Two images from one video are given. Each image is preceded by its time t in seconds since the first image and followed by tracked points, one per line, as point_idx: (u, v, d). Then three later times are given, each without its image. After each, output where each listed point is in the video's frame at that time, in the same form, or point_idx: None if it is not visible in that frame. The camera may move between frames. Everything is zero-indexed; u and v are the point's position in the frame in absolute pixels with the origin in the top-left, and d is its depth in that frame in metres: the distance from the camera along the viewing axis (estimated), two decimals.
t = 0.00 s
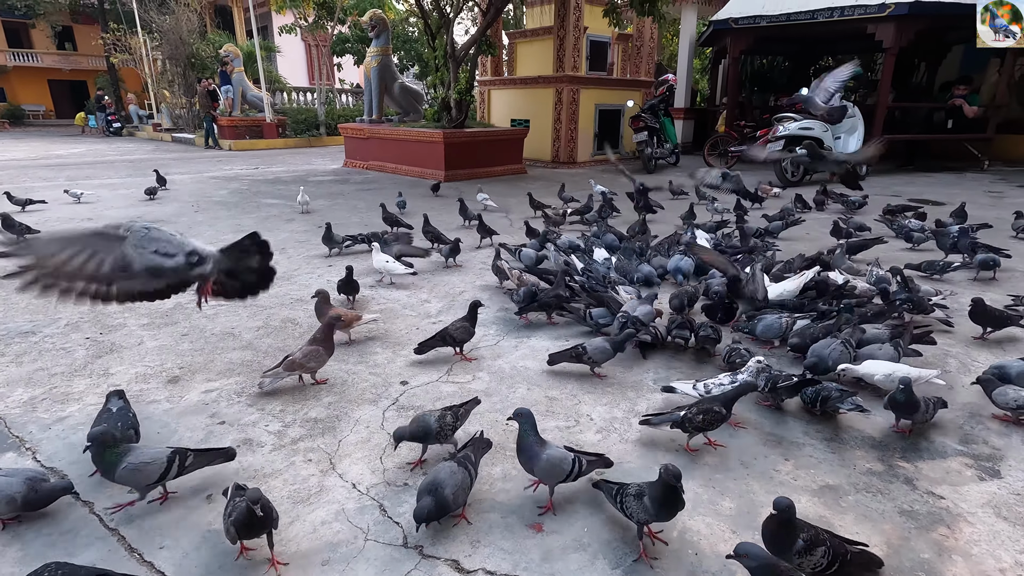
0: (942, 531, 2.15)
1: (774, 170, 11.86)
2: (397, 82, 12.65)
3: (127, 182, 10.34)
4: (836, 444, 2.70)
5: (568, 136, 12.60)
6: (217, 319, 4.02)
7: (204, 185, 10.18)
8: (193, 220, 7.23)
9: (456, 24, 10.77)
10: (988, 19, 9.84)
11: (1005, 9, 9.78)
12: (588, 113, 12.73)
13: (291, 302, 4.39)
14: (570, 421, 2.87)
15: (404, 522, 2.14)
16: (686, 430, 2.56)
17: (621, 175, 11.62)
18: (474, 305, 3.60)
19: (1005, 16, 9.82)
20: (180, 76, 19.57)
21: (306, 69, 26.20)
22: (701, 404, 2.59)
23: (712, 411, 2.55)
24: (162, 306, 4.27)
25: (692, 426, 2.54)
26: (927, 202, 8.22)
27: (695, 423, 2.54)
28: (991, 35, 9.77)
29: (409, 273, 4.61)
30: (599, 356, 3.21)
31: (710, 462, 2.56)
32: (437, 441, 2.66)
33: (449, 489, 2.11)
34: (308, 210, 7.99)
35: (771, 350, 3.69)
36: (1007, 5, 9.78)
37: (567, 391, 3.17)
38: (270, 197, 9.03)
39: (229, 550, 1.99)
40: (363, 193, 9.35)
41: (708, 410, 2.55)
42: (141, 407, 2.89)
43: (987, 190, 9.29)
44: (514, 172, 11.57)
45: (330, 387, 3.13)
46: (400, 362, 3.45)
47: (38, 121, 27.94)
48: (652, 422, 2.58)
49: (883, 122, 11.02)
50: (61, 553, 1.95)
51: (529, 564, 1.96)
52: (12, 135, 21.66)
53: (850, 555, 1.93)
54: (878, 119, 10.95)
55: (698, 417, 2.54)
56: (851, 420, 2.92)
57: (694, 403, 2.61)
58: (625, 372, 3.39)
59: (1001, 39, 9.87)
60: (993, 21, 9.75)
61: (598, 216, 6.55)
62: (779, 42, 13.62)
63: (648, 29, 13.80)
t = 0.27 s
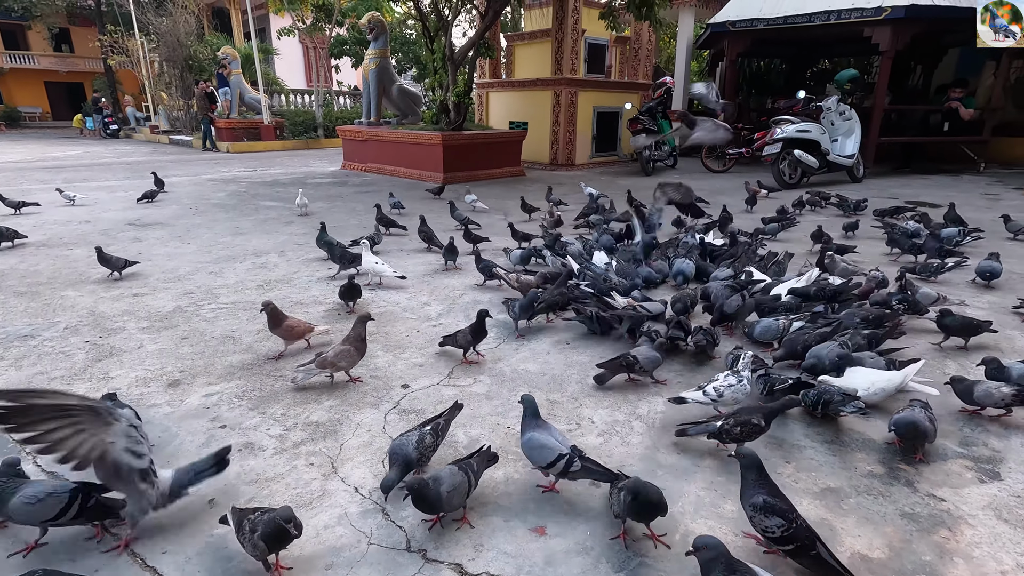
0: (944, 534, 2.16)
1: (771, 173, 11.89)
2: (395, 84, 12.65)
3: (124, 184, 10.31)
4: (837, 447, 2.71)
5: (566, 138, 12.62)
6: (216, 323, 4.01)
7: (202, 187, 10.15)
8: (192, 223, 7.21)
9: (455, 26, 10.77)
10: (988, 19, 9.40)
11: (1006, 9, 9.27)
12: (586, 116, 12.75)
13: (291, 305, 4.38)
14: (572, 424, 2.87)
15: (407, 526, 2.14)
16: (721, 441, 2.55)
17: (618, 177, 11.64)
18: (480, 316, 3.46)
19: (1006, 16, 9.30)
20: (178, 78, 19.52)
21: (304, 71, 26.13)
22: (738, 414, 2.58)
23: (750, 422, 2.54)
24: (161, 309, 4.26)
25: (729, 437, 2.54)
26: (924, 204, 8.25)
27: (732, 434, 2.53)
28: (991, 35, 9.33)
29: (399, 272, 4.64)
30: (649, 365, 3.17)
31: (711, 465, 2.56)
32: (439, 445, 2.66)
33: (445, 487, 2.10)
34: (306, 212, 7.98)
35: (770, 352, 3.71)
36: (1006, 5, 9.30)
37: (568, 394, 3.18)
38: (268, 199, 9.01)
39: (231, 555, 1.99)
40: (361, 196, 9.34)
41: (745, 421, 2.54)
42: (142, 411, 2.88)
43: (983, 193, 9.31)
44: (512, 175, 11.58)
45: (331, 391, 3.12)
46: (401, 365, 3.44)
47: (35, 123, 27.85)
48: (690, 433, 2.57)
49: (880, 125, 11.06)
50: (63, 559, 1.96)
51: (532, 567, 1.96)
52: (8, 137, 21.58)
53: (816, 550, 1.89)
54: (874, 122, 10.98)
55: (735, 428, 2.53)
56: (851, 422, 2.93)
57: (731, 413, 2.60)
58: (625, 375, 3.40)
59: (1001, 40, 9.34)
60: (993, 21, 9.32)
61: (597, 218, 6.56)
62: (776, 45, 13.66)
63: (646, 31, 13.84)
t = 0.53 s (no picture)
0: (944, 534, 2.18)
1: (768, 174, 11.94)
2: (394, 86, 12.66)
3: (123, 186, 10.30)
4: (837, 448, 2.73)
5: (564, 140, 12.65)
6: (217, 325, 4.02)
7: (201, 189, 10.15)
8: (191, 225, 7.21)
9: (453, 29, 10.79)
10: (988, 20, 9.28)
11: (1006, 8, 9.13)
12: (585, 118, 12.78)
13: (292, 307, 4.39)
14: (574, 427, 2.88)
15: (410, 528, 2.16)
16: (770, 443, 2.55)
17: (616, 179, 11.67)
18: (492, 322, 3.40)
19: (1006, 16, 9.17)
20: (175, 80, 19.49)
21: (302, 73, 26.08)
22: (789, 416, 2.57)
23: (800, 424, 2.53)
24: (162, 312, 4.26)
25: (778, 440, 2.53)
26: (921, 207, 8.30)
27: (780, 437, 2.52)
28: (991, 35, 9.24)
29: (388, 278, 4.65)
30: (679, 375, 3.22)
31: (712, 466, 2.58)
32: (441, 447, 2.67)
33: (446, 499, 2.07)
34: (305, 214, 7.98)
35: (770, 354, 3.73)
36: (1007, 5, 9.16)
37: (569, 396, 3.19)
38: (267, 202, 9.01)
39: (235, 557, 2.00)
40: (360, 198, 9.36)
41: (796, 423, 2.53)
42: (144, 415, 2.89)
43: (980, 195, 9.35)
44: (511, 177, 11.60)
45: (333, 394, 3.13)
46: (403, 368, 3.45)
47: (32, 125, 27.79)
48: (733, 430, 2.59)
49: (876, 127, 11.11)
50: (67, 562, 1.97)
51: (535, 569, 1.98)
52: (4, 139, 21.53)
53: (759, 511, 2.08)
54: (871, 125, 11.02)
55: (785, 430, 2.52)
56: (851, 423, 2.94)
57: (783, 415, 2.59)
58: (626, 377, 3.41)
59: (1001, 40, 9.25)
60: (993, 21, 9.22)
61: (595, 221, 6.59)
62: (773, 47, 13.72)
63: (644, 34, 13.89)
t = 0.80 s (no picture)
0: (939, 534, 2.20)
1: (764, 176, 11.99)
2: (391, 89, 12.67)
3: (119, 189, 10.29)
4: (834, 449, 2.75)
5: (561, 143, 12.67)
6: (215, 328, 4.02)
7: (198, 192, 10.14)
8: (188, 228, 7.20)
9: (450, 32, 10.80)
10: (988, 19, 9.35)
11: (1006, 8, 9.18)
12: (581, 120, 12.82)
13: (290, 310, 4.39)
14: (572, 429, 2.88)
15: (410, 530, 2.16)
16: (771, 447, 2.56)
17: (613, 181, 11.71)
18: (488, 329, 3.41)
19: (1006, 16, 9.21)
20: (172, 83, 19.45)
21: (299, 75, 26.08)
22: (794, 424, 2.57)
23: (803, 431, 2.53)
24: (160, 314, 4.26)
25: (778, 445, 2.54)
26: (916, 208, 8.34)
27: (781, 441, 2.54)
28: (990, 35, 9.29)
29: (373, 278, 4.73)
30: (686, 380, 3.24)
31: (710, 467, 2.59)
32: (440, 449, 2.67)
33: (442, 509, 2.07)
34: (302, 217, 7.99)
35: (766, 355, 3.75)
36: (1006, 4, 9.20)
37: (567, 398, 3.20)
38: (264, 204, 9.00)
39: (235, 559, 2.00)
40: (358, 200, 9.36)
41: (798, 430, 2.54)
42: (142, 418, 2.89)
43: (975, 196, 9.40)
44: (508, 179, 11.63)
45: (332, 397, 3.13)
46: (401, 370, 3.46)
47: (27, 127, 27.71)
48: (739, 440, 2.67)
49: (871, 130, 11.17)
50: (65, 565, 1.96)
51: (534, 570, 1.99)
52: None
53: (725, 496, 2.19)
54: (866, 127, 11.09)
55: (787, 436, 2.53)
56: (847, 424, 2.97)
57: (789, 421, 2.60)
58: (623, 378, 3.43)
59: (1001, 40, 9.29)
60: (993, 21, 9.28)
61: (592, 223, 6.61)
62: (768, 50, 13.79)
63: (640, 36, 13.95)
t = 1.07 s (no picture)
0: (939, 534, 2.20)
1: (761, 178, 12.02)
2: (389, 91, 12.67)
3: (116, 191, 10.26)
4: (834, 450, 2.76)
5: (559, 145, 12.68)
6: (213, 331, 4.01)
7: (195, 194, 10.12)
8: (185, 230, 7.18)
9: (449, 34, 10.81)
10: (988, 20, 9.41)
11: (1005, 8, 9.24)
12: (579, 122, 12.84)
13: (288, 312, 4.39)
14: (572, 431, 2.88)
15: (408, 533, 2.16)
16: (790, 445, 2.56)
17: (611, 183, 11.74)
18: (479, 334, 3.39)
19: (1005, 16, 9.27)
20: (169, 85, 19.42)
21: (296, 77, 26.08)
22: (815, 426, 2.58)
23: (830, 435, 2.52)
24: (158, 317, 4.25)
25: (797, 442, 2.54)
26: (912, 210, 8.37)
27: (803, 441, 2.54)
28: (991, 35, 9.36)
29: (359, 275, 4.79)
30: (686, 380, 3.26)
31: (710, 469, 2.59)
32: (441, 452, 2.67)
33: (413, 525, 2.00)
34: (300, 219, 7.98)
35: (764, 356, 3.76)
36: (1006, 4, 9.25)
37: (567, 400, 3.20)
38: (262, 206, 8.99)
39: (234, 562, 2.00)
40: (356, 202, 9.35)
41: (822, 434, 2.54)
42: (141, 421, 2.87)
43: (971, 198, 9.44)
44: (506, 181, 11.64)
45: (332, 399, 3.13)
46: (401, 373, 3.45)
47: (23, 130, 27.64)
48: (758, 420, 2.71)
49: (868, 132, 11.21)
50: (64, 569, 1.96)
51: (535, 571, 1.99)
52: None
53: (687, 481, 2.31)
54: (863, 129, 11.13)
55: (811, 437, 2.53)
56: (848, 425, 2.97)
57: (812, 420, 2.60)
58: (623, 380, 3.43)
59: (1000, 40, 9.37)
60: (993, 21, 9.34)
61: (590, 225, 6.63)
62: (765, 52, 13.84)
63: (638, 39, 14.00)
